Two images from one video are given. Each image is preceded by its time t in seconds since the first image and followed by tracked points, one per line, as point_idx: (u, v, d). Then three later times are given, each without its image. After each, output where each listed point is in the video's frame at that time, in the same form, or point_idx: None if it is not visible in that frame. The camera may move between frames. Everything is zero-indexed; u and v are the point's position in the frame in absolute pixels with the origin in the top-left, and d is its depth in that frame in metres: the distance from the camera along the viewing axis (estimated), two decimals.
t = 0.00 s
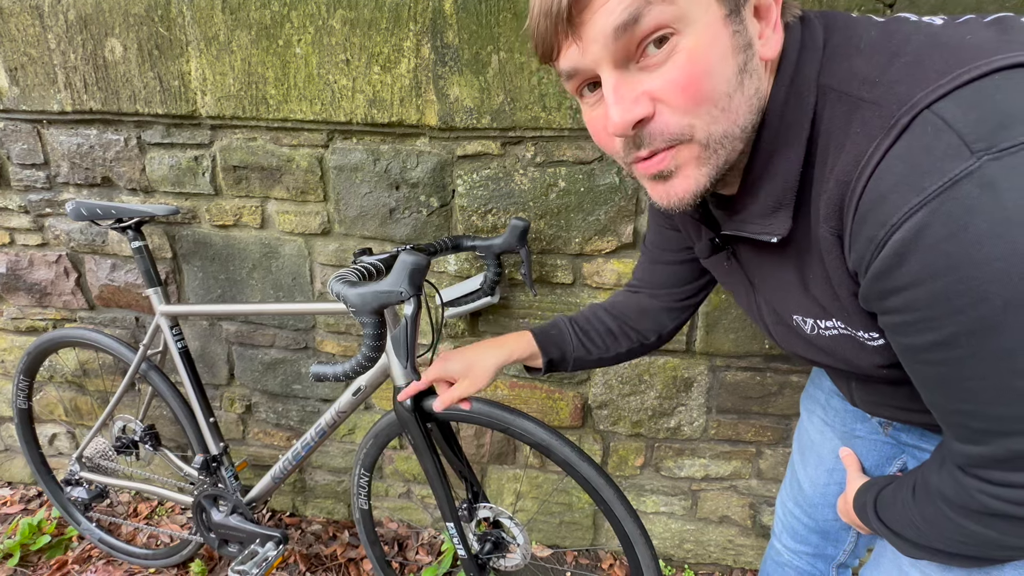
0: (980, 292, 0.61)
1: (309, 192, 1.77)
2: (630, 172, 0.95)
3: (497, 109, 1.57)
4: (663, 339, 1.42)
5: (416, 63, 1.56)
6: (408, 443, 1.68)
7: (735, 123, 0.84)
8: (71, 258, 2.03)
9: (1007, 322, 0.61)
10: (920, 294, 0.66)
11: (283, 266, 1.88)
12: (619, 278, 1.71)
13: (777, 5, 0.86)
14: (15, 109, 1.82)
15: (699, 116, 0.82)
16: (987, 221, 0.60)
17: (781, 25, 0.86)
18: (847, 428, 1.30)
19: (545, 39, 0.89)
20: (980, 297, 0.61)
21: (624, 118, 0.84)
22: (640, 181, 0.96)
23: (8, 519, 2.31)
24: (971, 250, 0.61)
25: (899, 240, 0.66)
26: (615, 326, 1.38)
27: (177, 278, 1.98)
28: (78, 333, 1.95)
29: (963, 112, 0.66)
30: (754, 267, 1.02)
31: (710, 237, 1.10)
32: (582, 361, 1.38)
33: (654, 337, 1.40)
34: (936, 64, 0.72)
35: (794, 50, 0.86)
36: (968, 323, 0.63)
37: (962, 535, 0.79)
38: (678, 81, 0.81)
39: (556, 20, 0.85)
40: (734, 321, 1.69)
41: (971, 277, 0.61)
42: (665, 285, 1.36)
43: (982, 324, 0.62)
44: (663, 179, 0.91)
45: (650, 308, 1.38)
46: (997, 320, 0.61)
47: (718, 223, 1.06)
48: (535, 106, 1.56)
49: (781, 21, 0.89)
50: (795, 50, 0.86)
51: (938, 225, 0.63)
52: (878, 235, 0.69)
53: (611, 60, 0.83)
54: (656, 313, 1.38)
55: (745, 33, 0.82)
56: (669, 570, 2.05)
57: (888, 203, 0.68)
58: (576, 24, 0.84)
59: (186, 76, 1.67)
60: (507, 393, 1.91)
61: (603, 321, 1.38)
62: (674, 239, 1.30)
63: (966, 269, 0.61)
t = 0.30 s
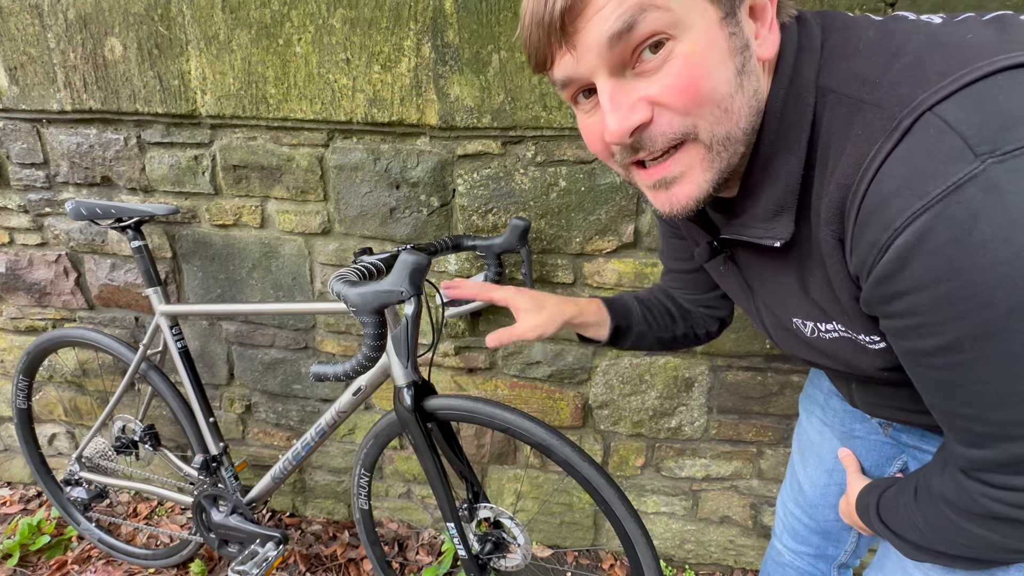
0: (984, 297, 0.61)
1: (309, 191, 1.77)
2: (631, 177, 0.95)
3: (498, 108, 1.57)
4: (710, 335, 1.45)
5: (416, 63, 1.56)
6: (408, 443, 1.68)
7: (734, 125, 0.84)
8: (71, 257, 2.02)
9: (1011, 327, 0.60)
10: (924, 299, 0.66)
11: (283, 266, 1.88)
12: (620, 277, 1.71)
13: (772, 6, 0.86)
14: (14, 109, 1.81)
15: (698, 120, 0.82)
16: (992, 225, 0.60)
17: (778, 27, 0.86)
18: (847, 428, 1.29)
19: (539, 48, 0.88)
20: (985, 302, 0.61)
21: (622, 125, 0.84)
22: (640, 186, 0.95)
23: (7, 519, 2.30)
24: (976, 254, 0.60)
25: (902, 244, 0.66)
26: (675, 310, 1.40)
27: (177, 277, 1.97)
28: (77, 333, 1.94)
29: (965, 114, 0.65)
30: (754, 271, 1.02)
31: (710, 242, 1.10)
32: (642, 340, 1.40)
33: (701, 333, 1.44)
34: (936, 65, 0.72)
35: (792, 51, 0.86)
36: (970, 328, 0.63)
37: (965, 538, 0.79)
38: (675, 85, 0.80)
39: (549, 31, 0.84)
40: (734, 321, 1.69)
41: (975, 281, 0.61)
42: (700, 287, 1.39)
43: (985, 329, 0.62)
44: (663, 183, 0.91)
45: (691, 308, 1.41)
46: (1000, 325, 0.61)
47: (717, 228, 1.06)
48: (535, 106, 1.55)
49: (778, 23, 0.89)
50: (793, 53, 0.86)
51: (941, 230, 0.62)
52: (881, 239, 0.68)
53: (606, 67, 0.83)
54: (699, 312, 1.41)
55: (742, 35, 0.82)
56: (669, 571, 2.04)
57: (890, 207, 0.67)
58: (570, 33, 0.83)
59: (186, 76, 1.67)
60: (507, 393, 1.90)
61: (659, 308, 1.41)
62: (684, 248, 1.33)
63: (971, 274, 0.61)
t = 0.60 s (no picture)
0: (987, 299, 0.61)
1: (310, 191, 1.77)
2: (632, 182, 0.95)
3: (499, 108, 1.57)
4: (705, 339, 1.45)
5: (417, 62, 1.56)
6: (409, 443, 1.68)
7: (735, 130, 0.83)
8: (71, 257, 2.02)
9: (1014, 329, 0.60)
10: (926, 301, 0.66)
11: (283, 265, 1.88)
12: (621, 277, 1.71)
13: (771, 8, 0.86)
14: (14, 108, 1.81)
15: (699, 125, 0.82)
16: (994, 227, 0.60)
17: (777, 29, 0.86)
18: (849, 429, 1.29)
19: (539, 55, 0.89)
20: (987, 304, 0.61)
21: (623, 131, 0.84)
22: (641, 191, 0.95)
23: (8, 519, 2.30)
24: (978, 257, 0.60)
25: (904, 247, 0.66)
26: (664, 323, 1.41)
27: (178, 277, 1.97)
28: (77, 333, 1.94)
29: (965, 117, 0.65)
30: (755, 274, 1.02)
31: (710, 244, 1.10)
32: (633, 357, 1.40)
33: (695, 339, 1.44)
34: (937, 66, 0.72)
35: (791, 54, 0.86)
36: (973, 330, 0.63)
37: (969, 540, 0.79)
38: (676, 91, 0.80)
39: (548, 38, 0.85)
40: (735, 321, 1.69)
41: (977, 284, 0.61)
42: (692, 292, 1.39)
43: (988, 332, 0.62)
44: (664, 189, 0.91)
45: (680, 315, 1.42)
46: (1004, 327, 0.61)
47: (718, 230, 1.06)
48: (536, 105, 1.55)
49: (777, 25, 0.89)
50: (792, 55, 0.86)
51: (943, 233, 0.62)
52: (882, 243, 0.68)
53: (606, 74, 0.83)
54: (690, 318, 1.42)
55: (742, 39, 0.82)
56: (670, 570, 2.04)
57: (891, 210, 0.67)
58: (569, 40, 0.84)
59: (186, 75, 1.67)
60: (508, 393, 1.90)
61: (646, 323, 1.41)
62: (686, 251, 1.33)
63: (972, 276, 0.61)
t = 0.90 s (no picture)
0: (983, 298, 0.61)
1: (310, 191, 1.77)
2: (632, 182, 0.94)
3: (499, 108, 1.57)
4: (703, 339, 1.45)
5: (417, 62, 1.56)
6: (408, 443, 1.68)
7: (734, 129, 0.84)
8: (71, 257, 2.02)
9: (1010, 328, 0.60)
10: (923, 299, 0.66)
11: (283, 265, 1.88)
12: (621, 277, 1.71)
13: (768, 8, 0.86)
14: (14, 109, 1.81)
15: (698, 126, 0.82)
16: (990, 226, 0.60)
17: (774, 29, 0.86)
18: (848, 428, 1.29)
19: (537, 57, 0.89)
20: (984, 302, 0.61)
21: (622, 132, 0.84)
22: (641, 191, 0.95)
23: (8, 519, 2.30)
24: (974, 256, 0.60)
25: (900, 246, 0.66)
26: (661, 322, 1.41)
27: (178, 277, 1.97)
28: (77, 333, 1.94)
29: (962, 116, 0.65)
30: (754, 273, 1.02)
31: (709, 244, 1.10)
32: (631, 356, 1.40)
33: (693, 338, 1.44)
34: (934, 65, 0.72)
35: (788, 53, 0.86)
36: (970, 329, 0.63)
37: (968, 538, 0.79)
38: (674, 91, 0.80)
39: (546, 41, 0.85)
40: (735, 320, 1.69)
41: (974, 282, 0.61)
42: (689, 292, 1.39)
43: (984, 330, 0.62)
44: (664, 188, 0.91)
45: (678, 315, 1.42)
46: (1001, 325, 0.61)
47: (716, 230, 1.06)
48: (536, 105, 1.55)
49: (774, 24, 0.89)
50: (789, 55, 0.86)
51: (939, 231, 0.62)
52: (879, 241, 0.68)
53: (604, 75, 0.83)
54: (687, 318, 1.42)
55: (740, 39, 0.82)
56: (669, 570, 2.04)
57: (888, 209, 0.67)
58: (567, 42, 0.84)
59: (186, 75, 1.67)
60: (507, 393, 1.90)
61: (644, 322, 1.41)
62: (684, 251, 1.33)
63: (969, 274, 0.61)
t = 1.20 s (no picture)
0: (983, 297, 0.61)
1: (309, 191, 1.77)
2: (630, 183, 0.94)
3: (498, 107, 1.57)
4: (706, 339, 1.45)
5: (416, 62, 1.56)
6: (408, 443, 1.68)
7: (732, 130, 0.84)
8: (71, 257, 2.02)
9: (1009, 328, 0.60)
10: (923, 299, 0.66)
11: (283, 265, 1.88)
12: (621, 277, 1.71)
13: (766, 9, 0.86)
14: (14, 109, 1.81)
15: (696, 126, 0.82)
16: (989, 226, 0.60)
17: (772, 30, 0.86)
18: (848, 429, 1.29)
19: (536, 59, 0.89)
20: (983, 302, 0.61)
21: (621, 133, 0.83)
22: (639, 192, 0.95)
23: (8, 519, 2.30)
24: (973, 256, 0.60)
25: (900, 246, 0.66)
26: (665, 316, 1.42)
27: (177, 277, 1.97)
28: (77, 333, 1.94)
29: (960, 115, 0.65)
30: (753, 273, 1.02)
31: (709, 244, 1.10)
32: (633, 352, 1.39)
33: (695, 338, 1.44)
34: (933, 64, 0.72)
35: (786, 54, 0.86)
36: (969, 328, 0.63)
37: (967, 538, 0.79)
38: (673, 91, 0.80)
39: (545, 42, 0.85)
40: (734, 320, 1.69)
41: (973, 282, 0.61)
42: (690, 291, 1.40)
43: (983, 330, 0.62)
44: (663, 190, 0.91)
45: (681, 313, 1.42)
46: (999, 324, 0.61)
47: (716, 231, 1.06)
48: (535, 105, 1.55)
49: (772, 24, 0.89)
50: (787, 55, 0.86)
51: (939, 231, 0.62)
52: (879, 241, 0.68)
53: (603, 76, 0.83)
54: (690, 317, 1.42)
55: (738, 39, 0.82)
56: (669, 570, 2.04)
57: (887, 209, 0.67)
58: (565, 44, 0.84)
59: (186, 75, 1.67)
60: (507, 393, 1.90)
61: (647, 315, 1.42)
62: (686, 251, 1.33)
63: (968, 274, 0.61)
